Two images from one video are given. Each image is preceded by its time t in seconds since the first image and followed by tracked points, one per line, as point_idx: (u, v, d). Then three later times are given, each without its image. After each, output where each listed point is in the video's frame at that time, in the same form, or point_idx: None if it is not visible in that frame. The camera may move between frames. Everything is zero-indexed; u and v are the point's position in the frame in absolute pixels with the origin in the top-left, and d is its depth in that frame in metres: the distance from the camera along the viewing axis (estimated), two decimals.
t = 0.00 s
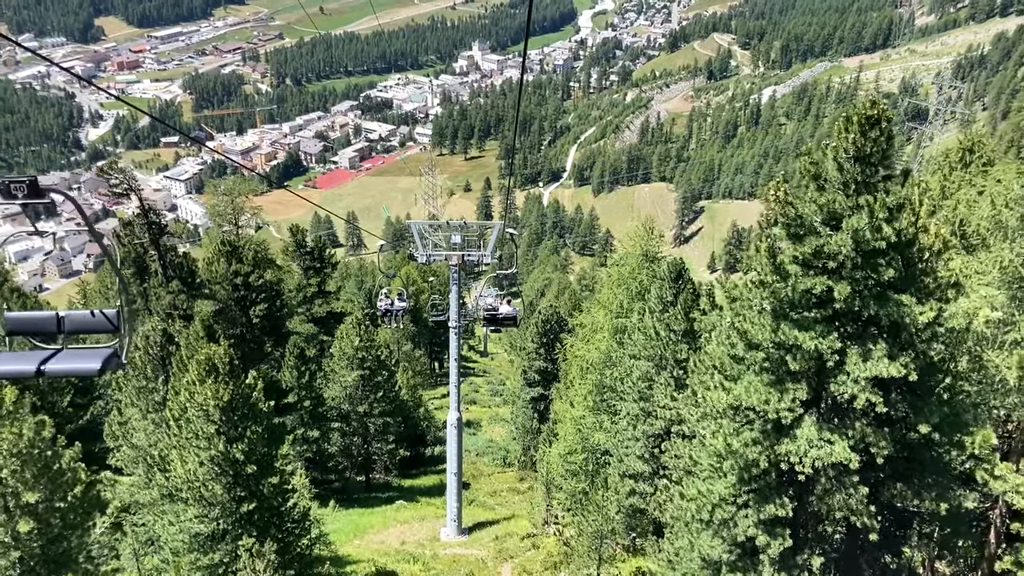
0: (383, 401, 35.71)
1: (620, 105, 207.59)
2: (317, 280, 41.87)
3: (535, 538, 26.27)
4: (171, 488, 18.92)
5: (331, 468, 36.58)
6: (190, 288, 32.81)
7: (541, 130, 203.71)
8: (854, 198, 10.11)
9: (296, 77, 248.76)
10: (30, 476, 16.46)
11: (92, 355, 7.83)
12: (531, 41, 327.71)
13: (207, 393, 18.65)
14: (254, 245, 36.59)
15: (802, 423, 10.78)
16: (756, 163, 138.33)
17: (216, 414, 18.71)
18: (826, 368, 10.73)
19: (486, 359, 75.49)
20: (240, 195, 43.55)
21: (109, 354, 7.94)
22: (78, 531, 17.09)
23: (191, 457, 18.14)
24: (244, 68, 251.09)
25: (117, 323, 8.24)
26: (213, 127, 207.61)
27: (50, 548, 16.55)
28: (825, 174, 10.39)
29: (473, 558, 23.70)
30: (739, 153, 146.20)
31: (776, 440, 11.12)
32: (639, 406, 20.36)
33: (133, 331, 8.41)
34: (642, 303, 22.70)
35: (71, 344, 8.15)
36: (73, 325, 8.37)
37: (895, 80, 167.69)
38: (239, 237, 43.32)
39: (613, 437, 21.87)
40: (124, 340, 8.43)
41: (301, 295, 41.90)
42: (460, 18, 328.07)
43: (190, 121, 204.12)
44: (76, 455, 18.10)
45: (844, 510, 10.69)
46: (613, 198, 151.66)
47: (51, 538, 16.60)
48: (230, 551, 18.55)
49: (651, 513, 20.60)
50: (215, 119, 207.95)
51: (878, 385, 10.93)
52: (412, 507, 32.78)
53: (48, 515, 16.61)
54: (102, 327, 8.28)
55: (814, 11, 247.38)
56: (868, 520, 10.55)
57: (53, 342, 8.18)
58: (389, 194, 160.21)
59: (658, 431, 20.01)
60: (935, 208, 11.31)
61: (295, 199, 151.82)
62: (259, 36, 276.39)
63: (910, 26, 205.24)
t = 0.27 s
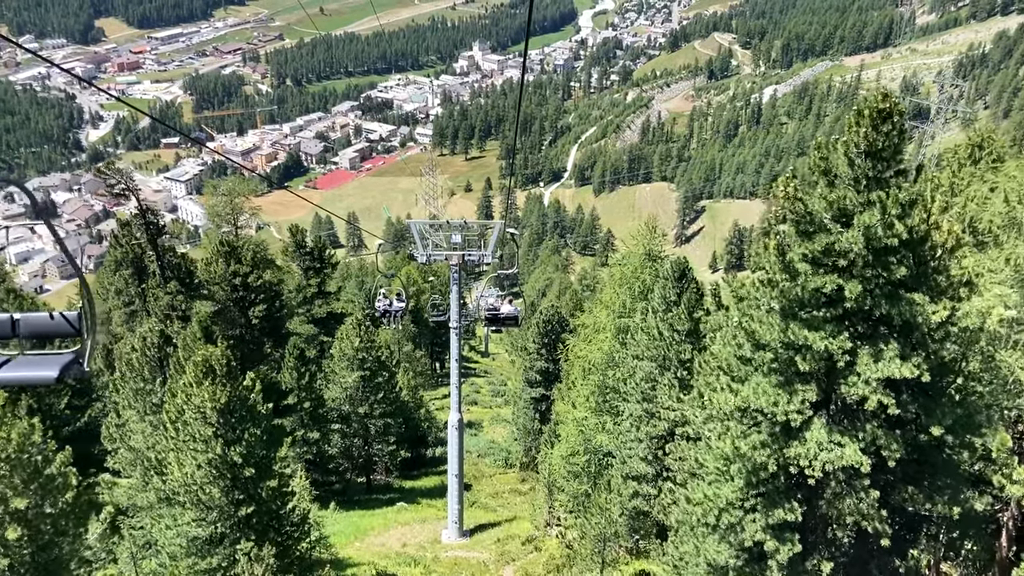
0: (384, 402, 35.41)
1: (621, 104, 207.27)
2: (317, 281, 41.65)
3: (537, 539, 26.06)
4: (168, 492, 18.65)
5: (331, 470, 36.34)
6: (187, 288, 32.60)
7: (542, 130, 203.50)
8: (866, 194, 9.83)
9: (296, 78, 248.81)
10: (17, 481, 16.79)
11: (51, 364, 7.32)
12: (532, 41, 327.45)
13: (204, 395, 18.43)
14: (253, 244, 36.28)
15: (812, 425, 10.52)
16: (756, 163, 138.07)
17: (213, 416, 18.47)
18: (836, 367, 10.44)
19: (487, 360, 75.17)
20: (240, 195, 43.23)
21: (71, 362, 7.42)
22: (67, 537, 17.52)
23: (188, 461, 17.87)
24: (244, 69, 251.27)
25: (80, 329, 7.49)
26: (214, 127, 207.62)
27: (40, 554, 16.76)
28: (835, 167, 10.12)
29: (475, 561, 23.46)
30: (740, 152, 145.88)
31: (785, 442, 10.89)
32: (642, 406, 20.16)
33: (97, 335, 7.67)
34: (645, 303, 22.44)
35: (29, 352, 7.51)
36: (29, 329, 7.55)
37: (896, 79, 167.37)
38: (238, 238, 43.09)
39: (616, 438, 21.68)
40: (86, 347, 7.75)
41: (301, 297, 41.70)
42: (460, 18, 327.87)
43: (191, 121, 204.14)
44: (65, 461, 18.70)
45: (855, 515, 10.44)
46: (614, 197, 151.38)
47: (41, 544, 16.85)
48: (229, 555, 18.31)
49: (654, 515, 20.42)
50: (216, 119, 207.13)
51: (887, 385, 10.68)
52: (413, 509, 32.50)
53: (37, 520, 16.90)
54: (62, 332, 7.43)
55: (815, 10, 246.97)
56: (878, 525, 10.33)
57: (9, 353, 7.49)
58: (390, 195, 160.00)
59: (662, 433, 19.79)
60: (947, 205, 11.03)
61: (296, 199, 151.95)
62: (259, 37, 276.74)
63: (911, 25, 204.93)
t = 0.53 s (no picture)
0: (384, 403, 35.15)
1: (621, 105, 206.97)
2: (316, 282, 41.37)
3: (538, 541, 25.87)
4: (164, 497, 18.38)
5: (331, 472, 36.17)
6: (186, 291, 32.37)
7: (542, 130, 203.43)
8: (877, 190, 9.58)
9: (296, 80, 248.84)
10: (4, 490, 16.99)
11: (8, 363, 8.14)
12: (531, 42, 326.95)
13: (200, 398, 18.18)
14: (252, 245, 35.98)
15: (821, 428, 10.26)
16: (757, 163, 137.74)
17: (211, 419, 18.28)
18: (846, 370, 10.18)
19: (488, 361, 74.90)
20: (239, 196, 42.94)
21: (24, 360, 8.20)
22: (57, 545, 17.45)
23: (185, 465, 17.63)
24: (244, 71, 251.43)
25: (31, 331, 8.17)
26: (214, 129, 207.79)
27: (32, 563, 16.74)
28: (844, 163, 9.89)
29: (475, 564, 23.22)
30: (740, 152, 145.72)
31: (793, 446, 10.65)
32: (645, 408, 19.93)
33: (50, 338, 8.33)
34: (647, 303, 22.17)
35: None
36: None
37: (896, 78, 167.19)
38: (237, 239, 42.81)
39: (618, 440, 21.47)
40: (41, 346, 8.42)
41: (301, 298, 41.35)
42: (460, 19, 327.69)
43: (191, 123, 204.34)
44: (56, 468, 18.78)
45: (866, 521, 10.22)
46: (614, 198, 151.07)
47: (32, 553, 16.88)
48: (226, 560, 18.02)
49: (656, 517, 20.23)
50: (215, 121, 209.62)
51: (899, 388, 10.42)
52: (414, 512, 32.21)
53: (26, 529, 17.05)
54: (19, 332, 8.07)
55: (815, 10, 246.45)
56: (892, 531, 10.09)
57: None
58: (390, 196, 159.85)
59: (665, 435, 19.57)
60: (959, 200, 10.76)
61: (296, 200, 152.00)
62: (260, 39, 276.74)
63: (911, 25, 204.80)
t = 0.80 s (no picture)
0: (383, 405, 34.93)
1: (621, 105, 206.74)
2: (315, 283, 41.12)
3: (539, 546, 25.60)
4: (160, 501, 18.11)
5: (330, 474, 35.91)
6: (184, 292, 32.16)
7: (541, 130, 203.35)
8: (888, 187, 9.34)
9: (296, 80, 249.06)
10: None
11: None
12: (531, 43, 326.78)
13: (196, 401, 17.83)
14: (249, 246, 35.70)
15: (833, 431, 10.00)
16: (757, 163, 137.54)
17: (205, 423, 17.93)
18: (857, 372, 9.95)
19: (488, 361, 74.65)
20: (237, 197, 42.66)
21: None
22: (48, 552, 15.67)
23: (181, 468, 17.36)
24: (244, 73, 251.84)
25: None
26: (214, 130, 208.22)
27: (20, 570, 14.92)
28: (855, 159, 9.66)
29: (475, 568, 22.90)
30: (740, 152, 145.54)
31: (803, 450, 10.41)
32: (647, 410, 19.65)
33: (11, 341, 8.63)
34: (649, 304, 21.89)
35: None
36: None
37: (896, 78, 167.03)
38: (235, 239, 42.60)
39: (620, 442, 21.18)
40: None
41: (300, 299, 41.07)
42: (459, 20, 327.67)
43: (191, 125, 204.74)
44: (44, 470, 16.99)
45: (876, 527, 10.02)
46: (614, 198, 150.71)
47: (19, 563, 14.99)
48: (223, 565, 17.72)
49: (660, 521, 19.93)
50: (214, 122, 210.61)
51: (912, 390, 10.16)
52: (414, 514, 31.95)
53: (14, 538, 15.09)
54: None
55: (815, 10, 246.13)
56: (904, 538, 9.87)
57: None
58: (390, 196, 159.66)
59: (668, 437, 19.26)
60: (975, 198, 10.50)
61: (296, 202, 151.89)
62: (259, 40, 276.73)
63: (910, 25, 204.63)
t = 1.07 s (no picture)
0: (383, 406, 34.68)
1: (620, 105, 206.47)
2: (314, 284, 40.87)
3: (540, 548, 25.40)
4: (156, 505, 17.83)
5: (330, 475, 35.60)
6: (181, 293, 31.89)
7: (541, 130, 203.08)
8: (899, 183, 9.16)
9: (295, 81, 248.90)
10: None
11: None
12: (530, 43, 326.48)
13: (192, 403, 17.53)
14: (247, 246, 35.45)
15: (843, 434, 9.78)
16: (757, 162, 137.43)
17: (202, 425, 17.66)
18: (867, 373, 9.72)
19: (488, 362, 74.39)
20: (234, 197, 42.37)
21: None
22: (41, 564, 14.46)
23: (176, 472, 17.09)
24: (243, 73, 251.66)
25: None
26: (213, 131, 208.16)
27: None
28: (866, 153, 9.51)
29: (476, 571, 22.60)
30: (739, 151, 145.40)
31: (811, 452, 10.21)
32: (649, 411, 19.42)
33: None
34: (651, 304, 21.65)
35: None
36: None
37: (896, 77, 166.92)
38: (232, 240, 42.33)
39: (623, 443, 20.93)
40: None
41: (298, 299, 40.85)
42: (458, 20, 327.27)
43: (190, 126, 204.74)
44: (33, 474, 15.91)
45: (887, 532, 9.80)
46: (614, 198, 150.38)
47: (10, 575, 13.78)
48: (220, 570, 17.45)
49: (663, 523, 19.68)
50: (213, 123, 210.58)
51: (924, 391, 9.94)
52: (413, 516, 31.70)
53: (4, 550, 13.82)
54: None
55: (814, 9, 245.88)
56: (917, 543, 9.63)
57: None
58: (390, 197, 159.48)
59: (671, 438, 19.04)
60: (987, 194, 10.29)
61: (295, 202, 151.77)
62: (258, 40, 276.30)
63: (909, 24, 204.60)
